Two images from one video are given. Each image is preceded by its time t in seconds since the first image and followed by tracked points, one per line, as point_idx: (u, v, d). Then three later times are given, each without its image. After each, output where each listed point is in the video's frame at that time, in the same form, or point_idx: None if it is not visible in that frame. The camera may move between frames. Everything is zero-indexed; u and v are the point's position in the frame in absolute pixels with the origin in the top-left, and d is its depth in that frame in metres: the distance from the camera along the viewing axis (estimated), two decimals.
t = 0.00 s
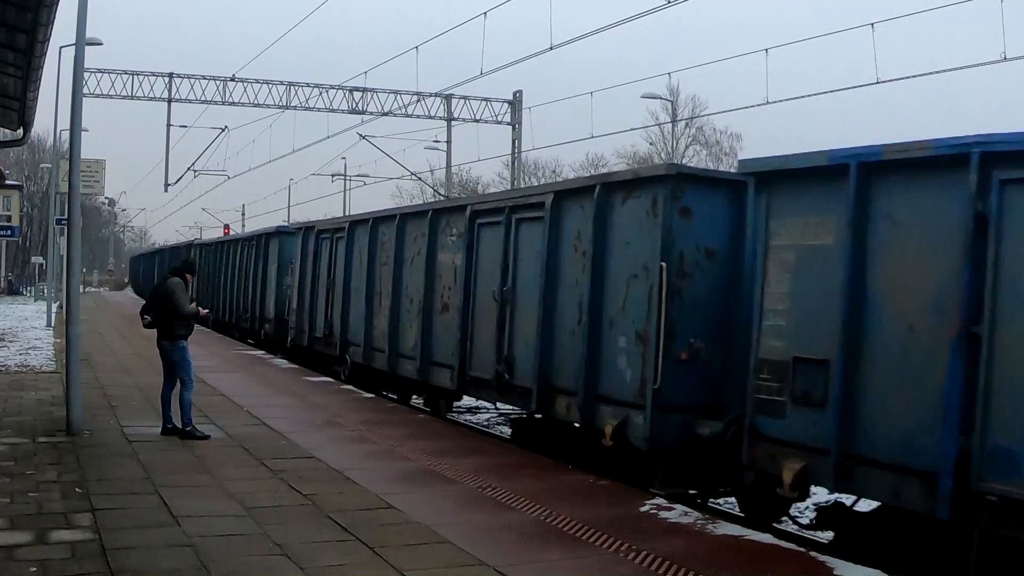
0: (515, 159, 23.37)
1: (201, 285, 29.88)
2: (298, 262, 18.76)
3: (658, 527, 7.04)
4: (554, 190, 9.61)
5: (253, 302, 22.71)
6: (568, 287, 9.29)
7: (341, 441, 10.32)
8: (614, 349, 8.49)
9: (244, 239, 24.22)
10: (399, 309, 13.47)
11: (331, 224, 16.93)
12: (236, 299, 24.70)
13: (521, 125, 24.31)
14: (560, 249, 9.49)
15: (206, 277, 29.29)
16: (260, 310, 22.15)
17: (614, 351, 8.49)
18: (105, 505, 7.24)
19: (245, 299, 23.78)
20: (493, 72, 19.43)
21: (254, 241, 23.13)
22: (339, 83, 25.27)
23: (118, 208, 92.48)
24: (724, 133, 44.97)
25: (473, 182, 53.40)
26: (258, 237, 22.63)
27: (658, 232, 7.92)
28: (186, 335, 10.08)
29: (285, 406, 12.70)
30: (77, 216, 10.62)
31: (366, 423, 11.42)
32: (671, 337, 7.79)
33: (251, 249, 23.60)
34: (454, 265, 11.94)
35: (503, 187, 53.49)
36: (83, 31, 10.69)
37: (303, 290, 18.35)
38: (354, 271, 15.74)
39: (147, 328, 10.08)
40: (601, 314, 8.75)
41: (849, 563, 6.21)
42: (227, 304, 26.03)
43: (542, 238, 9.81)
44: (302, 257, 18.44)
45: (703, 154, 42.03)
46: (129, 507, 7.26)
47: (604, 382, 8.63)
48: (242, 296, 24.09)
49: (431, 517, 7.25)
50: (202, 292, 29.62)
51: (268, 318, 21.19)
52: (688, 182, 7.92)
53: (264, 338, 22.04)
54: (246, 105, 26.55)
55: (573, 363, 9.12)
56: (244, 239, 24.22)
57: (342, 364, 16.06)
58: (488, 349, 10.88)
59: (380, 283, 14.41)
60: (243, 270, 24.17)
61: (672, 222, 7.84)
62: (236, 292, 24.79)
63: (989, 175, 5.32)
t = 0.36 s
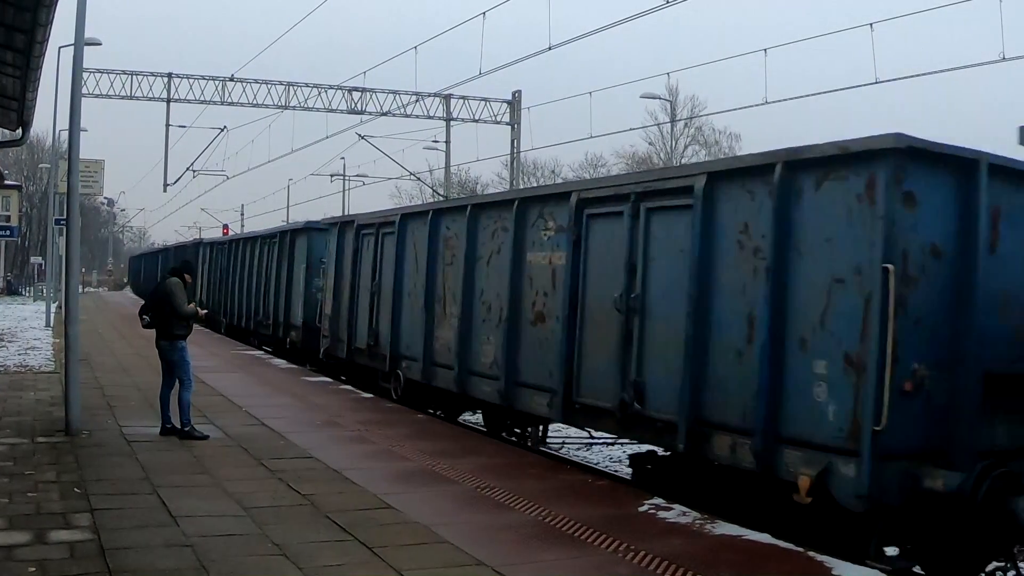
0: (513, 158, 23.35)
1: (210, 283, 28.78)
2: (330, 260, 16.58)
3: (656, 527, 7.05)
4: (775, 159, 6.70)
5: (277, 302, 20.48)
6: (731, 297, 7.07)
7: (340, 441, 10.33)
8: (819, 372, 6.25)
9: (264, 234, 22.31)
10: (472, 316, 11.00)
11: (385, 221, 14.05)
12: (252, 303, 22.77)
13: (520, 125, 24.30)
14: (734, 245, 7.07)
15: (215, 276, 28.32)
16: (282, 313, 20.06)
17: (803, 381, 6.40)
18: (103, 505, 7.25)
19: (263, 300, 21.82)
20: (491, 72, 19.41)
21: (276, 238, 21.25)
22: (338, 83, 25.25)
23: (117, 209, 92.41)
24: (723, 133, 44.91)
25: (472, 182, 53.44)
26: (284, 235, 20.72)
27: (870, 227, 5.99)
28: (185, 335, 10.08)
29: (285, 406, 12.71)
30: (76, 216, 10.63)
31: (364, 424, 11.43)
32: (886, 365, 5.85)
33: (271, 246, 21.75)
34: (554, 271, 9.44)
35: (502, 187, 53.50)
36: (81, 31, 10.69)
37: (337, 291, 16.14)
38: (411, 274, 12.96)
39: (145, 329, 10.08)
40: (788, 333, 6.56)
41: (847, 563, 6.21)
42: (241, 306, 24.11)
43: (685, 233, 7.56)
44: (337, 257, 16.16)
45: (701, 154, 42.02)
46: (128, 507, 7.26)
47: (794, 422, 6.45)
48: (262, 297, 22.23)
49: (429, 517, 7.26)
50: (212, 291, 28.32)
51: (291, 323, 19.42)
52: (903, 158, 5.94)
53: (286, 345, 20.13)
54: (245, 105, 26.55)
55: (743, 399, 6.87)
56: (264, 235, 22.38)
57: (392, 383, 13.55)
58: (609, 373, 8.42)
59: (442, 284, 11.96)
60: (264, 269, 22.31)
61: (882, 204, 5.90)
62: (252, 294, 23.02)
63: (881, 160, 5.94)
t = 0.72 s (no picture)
0: (512, 158, 23.32)
1: (215, 284, 27.37)
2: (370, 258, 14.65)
3: (655, 527, 7.05)
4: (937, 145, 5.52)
5: (305, 308, 18.23)
6: (895, 307, 5.73)
7: (339, 441, 10.32)
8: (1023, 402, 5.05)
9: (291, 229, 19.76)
10: (571, 325, 8.98)
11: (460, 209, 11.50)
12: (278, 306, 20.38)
13: (518, 125, 24.27)
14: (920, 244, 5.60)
15: (223, 278, 26.07)
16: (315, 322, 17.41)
17: (1000, 414, 5.16)
18: (101, 505, 7.25)
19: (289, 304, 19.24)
20: (490, 72, 19.38)
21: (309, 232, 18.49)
22: (337, 83, 25.23)
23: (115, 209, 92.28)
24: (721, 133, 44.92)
25: (471, 182, 53.37)
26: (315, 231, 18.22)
27: None
28: (183, 335, 10.07)
29: (283, 406, 12.71)
30: (73, 216, 10.63)
31: (363, 423, 11.42)
32: None
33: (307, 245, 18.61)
34: (705, 273, 7.31)
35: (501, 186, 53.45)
36: (79, 31, 10.69)
37: (383, 295, 13.69)
38: (484, 269, 10.90)
39: (143, 328, 10.07)
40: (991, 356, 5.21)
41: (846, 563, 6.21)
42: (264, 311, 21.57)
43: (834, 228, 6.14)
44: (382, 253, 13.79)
45: (700, 153, 42.00)
46: (126, 507, 7.26)
47: (977, 459, 5.27)
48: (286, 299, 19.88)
49: (426, 517, 7.26)
50: (220, 293, 26.70)
51: (321, 333, 17.07)
52: None
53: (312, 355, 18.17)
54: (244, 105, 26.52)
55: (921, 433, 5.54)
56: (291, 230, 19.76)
57: (461, 407, 11.29)
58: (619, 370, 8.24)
59: (533, 287, 9.80)
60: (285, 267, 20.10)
61: None
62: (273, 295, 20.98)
63: None
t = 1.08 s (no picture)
0: (508, 158, 23.34)
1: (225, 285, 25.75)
2: (432, 259, 12.21)
3: (650, 527, 7.05)
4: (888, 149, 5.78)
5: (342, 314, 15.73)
6: (822, 305, 6.22)
7: (335, 441, 10.32)
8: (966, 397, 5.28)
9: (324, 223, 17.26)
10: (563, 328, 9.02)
11: (553, 200, 9.42)
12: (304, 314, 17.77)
13: (514, 125, 24.29)
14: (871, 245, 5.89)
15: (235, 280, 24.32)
16: (357, 333, 14.81)
17: (907, 404, 5.61)
18: (96, 505, 7.25)
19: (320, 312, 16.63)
20: (486, 71, 19.41)
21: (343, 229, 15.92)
22: (334, 83, 25.26)
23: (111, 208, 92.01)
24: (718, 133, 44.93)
25: (468, 181, 53.38)
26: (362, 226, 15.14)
27: None
28: (179, 335, 10.09)
29: (279, 406, 12.69)
30: (70, 216, 10.63)
31: (359, 423, 11.42)
32: None
33: (336, 248, 16.37)
34: (960, 281, 5.34)
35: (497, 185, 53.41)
36: (76, 31, 10.69)
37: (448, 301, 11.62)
38: (597, 266, 8.67)
39: (140, 328, 10.08)
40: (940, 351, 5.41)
41: (842, 563, 6.22)
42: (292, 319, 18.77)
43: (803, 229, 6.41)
44: (445, 250, 11.70)
45: (697, 153, 41.99)
46: (122, 507, 7.26)
47: (889, 447, 5.71)
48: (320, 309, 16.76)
49: (422, 517, 7.26)
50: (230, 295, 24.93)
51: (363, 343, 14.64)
52: None
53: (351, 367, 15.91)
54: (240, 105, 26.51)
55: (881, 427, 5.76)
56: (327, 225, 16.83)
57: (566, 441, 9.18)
58: (554, 360, 9.24)
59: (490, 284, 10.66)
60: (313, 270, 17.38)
61: None
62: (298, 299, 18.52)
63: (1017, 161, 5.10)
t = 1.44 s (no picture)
0: (504, 157, 23.34)
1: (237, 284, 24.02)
2: (525, 256, 9.83)
3: (645, 527, 7.07)
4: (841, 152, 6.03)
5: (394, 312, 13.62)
6: (718, 295, 7.08)
7: (330, 441, 10.32)
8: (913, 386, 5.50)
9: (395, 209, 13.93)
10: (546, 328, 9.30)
11: (706, 183, 7.23)
12: (358, 319, 14.85)
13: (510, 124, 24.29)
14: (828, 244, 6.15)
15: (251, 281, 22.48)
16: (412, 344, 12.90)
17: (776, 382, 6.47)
18: (91, 505, 7.24)
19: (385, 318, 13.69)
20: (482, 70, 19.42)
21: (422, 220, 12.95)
22: (330, 83, 25.28)
23: (106, 208, 91.86)
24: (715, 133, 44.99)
25: (464, 181, 53.39)
26: (434, 221, 12.62)
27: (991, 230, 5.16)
28: (174, 335, 10.08)
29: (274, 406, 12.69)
30: (65, 217, 10.61)
31: (354, 423, 11.42)
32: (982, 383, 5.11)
33: (402, 245, 13.53)
34: None
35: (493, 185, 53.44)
36: (71, 30, 10.68)
37: (544, 308, 9.34)
38: (777, 268, 6.54)
39: (135, 328, 10.07)
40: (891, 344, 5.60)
41: (837, 563, 6.24)
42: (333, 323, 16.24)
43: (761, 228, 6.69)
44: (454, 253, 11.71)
45: (693, 152, 42.01)
46: (117, 507, 7.26)
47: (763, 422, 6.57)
48: (374, 312, 14.24)
49: (418, 517, 7.27)
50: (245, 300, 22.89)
51: (418, 355, 12.81)
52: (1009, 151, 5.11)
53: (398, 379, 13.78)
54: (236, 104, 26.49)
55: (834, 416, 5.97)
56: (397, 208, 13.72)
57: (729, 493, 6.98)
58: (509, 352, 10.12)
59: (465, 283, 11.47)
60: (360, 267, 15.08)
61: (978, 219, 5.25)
62: (337, 298, 16.05)
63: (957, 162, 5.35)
